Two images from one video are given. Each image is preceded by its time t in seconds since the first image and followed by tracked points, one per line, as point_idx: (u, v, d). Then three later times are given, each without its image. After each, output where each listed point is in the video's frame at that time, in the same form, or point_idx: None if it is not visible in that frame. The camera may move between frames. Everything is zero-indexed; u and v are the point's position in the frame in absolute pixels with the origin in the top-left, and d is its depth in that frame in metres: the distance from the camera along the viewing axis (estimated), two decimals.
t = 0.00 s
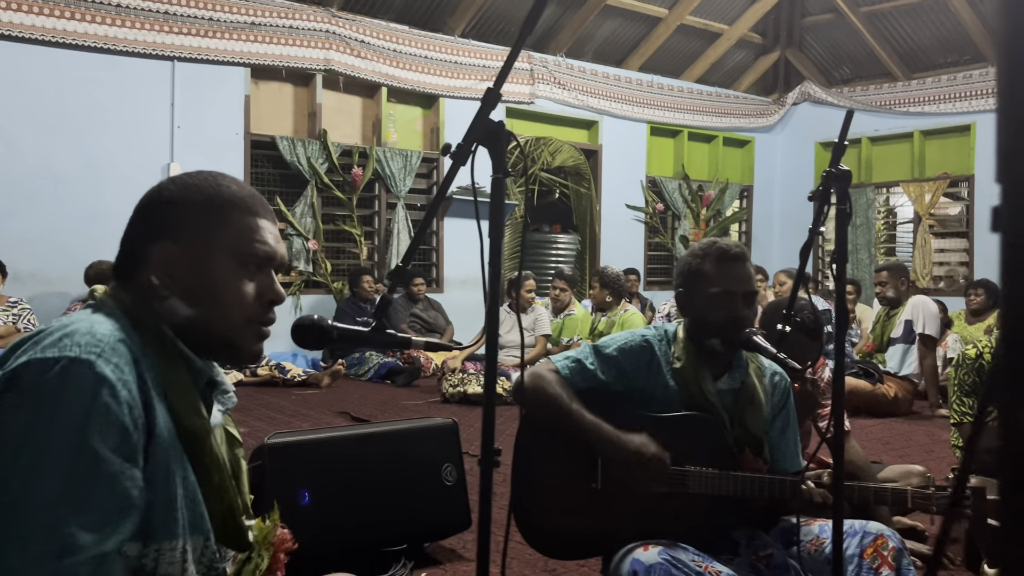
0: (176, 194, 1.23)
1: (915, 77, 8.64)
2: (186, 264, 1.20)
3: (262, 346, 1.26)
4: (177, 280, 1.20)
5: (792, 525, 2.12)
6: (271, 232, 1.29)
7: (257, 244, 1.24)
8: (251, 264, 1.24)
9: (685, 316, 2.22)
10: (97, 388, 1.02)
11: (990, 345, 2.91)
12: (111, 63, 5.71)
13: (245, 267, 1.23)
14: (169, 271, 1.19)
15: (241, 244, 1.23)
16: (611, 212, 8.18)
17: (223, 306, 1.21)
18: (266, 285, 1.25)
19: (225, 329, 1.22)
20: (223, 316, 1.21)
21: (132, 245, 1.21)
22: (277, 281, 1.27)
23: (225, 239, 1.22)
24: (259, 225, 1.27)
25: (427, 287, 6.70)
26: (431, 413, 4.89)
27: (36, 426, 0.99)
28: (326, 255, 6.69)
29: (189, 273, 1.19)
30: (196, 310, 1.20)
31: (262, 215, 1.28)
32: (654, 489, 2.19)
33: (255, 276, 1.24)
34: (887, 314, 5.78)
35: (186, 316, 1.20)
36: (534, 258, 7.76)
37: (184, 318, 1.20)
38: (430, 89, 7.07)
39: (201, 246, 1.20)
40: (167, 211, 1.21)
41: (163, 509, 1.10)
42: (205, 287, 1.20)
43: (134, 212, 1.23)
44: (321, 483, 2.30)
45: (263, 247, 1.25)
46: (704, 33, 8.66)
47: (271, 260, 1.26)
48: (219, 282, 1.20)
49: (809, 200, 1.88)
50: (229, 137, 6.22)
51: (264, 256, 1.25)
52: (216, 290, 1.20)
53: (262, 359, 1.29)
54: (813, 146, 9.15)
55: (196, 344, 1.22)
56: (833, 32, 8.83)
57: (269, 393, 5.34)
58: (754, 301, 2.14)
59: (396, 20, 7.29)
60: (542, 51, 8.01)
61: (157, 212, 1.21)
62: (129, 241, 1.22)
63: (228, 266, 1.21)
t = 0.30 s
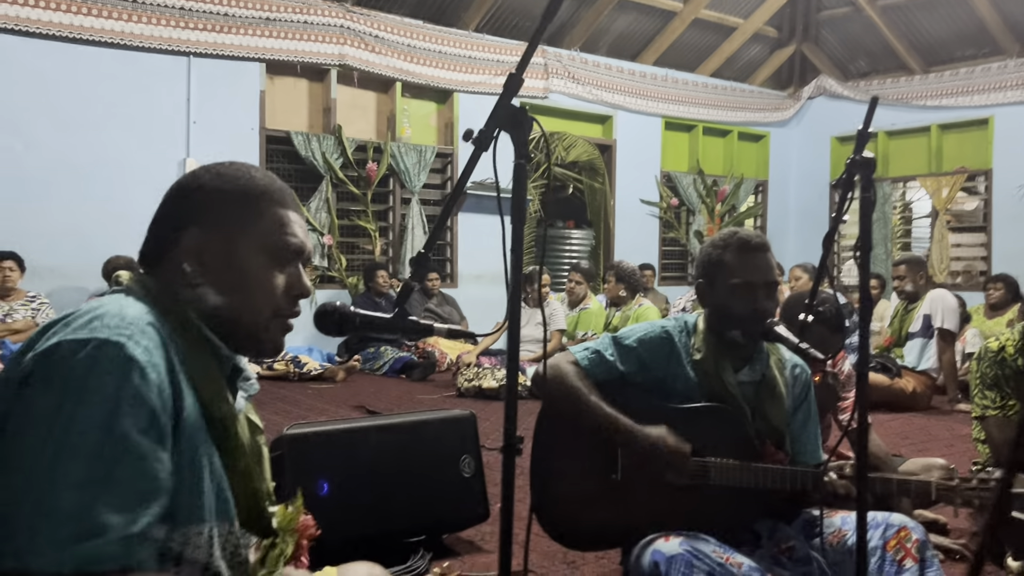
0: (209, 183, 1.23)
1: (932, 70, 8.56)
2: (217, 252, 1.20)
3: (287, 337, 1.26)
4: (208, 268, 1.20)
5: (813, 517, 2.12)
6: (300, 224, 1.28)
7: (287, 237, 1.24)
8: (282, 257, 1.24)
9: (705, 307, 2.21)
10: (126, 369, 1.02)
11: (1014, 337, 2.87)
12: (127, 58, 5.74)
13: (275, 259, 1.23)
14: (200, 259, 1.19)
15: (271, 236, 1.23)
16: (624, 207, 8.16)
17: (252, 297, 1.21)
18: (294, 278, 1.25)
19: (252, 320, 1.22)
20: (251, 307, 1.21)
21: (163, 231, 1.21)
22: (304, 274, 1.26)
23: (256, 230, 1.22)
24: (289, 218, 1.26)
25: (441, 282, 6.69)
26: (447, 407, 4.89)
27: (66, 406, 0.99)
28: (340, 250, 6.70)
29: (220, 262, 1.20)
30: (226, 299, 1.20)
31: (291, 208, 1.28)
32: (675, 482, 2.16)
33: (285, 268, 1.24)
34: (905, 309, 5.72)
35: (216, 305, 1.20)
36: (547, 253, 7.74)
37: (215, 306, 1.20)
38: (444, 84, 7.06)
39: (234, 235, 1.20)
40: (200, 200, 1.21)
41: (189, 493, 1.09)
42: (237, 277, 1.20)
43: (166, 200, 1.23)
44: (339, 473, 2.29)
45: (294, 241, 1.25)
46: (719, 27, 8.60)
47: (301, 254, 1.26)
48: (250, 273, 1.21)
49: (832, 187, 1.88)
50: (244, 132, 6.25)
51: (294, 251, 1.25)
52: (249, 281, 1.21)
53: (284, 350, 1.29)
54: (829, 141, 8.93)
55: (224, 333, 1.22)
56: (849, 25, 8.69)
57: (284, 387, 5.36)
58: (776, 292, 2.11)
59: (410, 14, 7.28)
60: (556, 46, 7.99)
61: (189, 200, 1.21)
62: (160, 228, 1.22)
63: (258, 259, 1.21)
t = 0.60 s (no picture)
0: (220, 164, 1.20)
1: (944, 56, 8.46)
2: (232, 234, 1.19)
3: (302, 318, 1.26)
4: (223, 251, 1.19)
5: (826, 504, 2.10)
6: (312, 203, 1.27)
7: (300, 217, 1.23)
8: (296, 237, 1.23)
9: (718, 293, 2.17)
10: (136, 352, 1.00)
11: None
12: (133, 44, 5.70)
13: (289, 239, 1.22)
14: (215, 241, 1.19)
15: (284, 217, 1.22)
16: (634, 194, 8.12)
17: (267, 278, 1.21)
18: (308, 258, 1.24)
19: (269, 302, 1.22)
20: (267, 289, 1.21)
21: (173, 215, 1.20)
22: (318, 254, 1.26)
23: (270, 211, 1.21)
24: (301, 197, 1.25)
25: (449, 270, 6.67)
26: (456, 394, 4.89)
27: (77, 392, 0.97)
28: (348, 238, 6.68)
29: (235, 244, 1.19)
30: (243, 282, 1.20)
31: (302, 187, 1.27)
32: (687, 468, 2.16)
33: (300, 249, 1.23)
34: (917, 296, 5.64)
35: (234, 288, 1.20)
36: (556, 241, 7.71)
37: (233, 290, 1.19)
38: (452, 70, 7.00)
39: (247, 217, 1.19)
40: (210, 181, 1.19)
41: (204, 478, 1.08)
42: (254, 259, 1.20)
43: (176, 182, 1.21)
44: (349, 461, 2.28)
45: (308, 221, 1.24)
46: (729, 13, 8.51)
47: (314, 234, 1.25)
48: (265, 254, 1.20)
49: (848, 171, 1.84)
50: (252, 119, 6.25)
51: (307, 231, 1.24)
52: (263, 263, 1.20)
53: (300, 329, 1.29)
54: (840, 128, 8.80)
55: (239, 316, 1.22)
56: (862, 11, 8.43)
57: (294, 375, 5.37)
58: (791, 278, 2.10)
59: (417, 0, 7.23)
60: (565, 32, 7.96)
61: (198, 180, 1.19)
62: (170, 212, 1.20)
63: (273, 240, 1.21)
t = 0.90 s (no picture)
0: (225, 142, 1.19)
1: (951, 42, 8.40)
2: (238, 214, 1.18)
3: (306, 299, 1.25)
4: (230, 231, 1.18)
5: (832, 489, 2.11)
6: (318, 183, 1.26)
7: (306, 198, 1.22)
8: (302, 219, 1.22)
9: (726, 277, 2.17)
10: (140, 332, 0.99)
11: None
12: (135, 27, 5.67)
13: (296, 221, 1.21)
14: (222, 221, 1.18)
15: (291, 197, 1.20)
16: (637, 181, 8.11)
17: (275, 260, 1.19)
18: (313, 240, 1.23)
19: (276, 283, 1.21)
20: (275, 270, 1.20)
21: (179, 194, 1.18)
22: (324, 237, 1.24)
23: (275, 191, 1.19)
24: (308, 178, 1.24)
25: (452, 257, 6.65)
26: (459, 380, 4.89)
27: (79, 372, 0.95)
28: (350, 225, 6.64)
29: (242, 225, 1.18)
30: (250, 263, 1.19)
31: (307, 166, 1.25)
32: (693, 455, 2.14)
33: (306, 231, 1.22)
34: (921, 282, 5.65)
35: (239, 268, 1.18)
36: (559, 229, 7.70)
37: (238, 270, 1.18)
38: (455, 56, 6.94)
39: (254, 196, 1.18)
40: (218, 160, 1.18)
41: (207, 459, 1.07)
42: (261, 240, 1.18)
43: (182, 161, 1.20)
44: (353, 444, 2.27)
45: (314, 200, 1.23)
46: None
47: (320, 215, 1.24)
48: (273, 235, 1.19)
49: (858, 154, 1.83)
50: (254, 105, 6.21)
51: (314, 210, 1.23)
52: (273, 244, 1.19)
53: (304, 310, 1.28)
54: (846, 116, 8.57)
55: (245, 297, 1.21)
56: None
57: (296, 361, 5.37)
58: (799, 263, 2.09)
59: None
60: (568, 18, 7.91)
61: (204, 159, 1.18)
62: (174, 191, 1.19)
63: (281, 220, 1.19)
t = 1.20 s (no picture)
0: (223, 126, 1.19)
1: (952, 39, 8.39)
2: (237, 198, 1.17)
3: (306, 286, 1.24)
4: (229, 215, 1.17)
5: (833, 484, 2.10)
6: (316, 167, 1.26)
7: (306, 181, 1.22)
8: (303, 203, 1.21)
9: (728, 270, 2.17)
10: (136, 315, 0.98)
11: None
12: (135, 20, 5.65)
13: (296, 205, 1.20)
14: (221, 205, 1.17)
15: (291, 181, 1.20)
16: (636, 176, 8.10)
17: (274, 244, 1.19)
18: (313, 224, 1.23)
19: (274, 269, 1.20)
20: (274, 255, 1.19)
21: (178, 179, 1.18)
22: (323, 220, 1.24)
23: (274, 174, 1.19)
24: (307, 162, 1.23)
25: (451, 252, 6.63)
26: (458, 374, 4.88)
27: (77, 354, 0.94)
28: (350, 218, 6.66)
29: (240, 208, 1.17)
30: (247, 247, 1.18)
31: (307, 150, 1.25)
32: (692, 446, 2.13)
33: (305, 215, 1.22)
34: (921, 279, 5.58)
35: (238, 253, 1.17)
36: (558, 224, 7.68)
37: (237, 254, 1.17)
38: (455, 50, 6.90)
39: (253, 180, 1.18)
40: (217, 143, 1.17)
41: (206, 445, 1.06)
42: (258, 224, 1.17)
43: (179, 145, 1.19)
44: (352, 436, 2.26)
45: (313, 184, 1.23)
46: None
47: (319, 199, 1.24)
48: (271, 220, 1.18)
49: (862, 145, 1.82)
50: (252, 97, 6.19)
51: (314, 195, 1.23)
52: (270, 228, 1.18)
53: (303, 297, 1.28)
54: (846, 111, 8.86)
55: (244, 283, 1.21)
56: None
57: (295, 354, 5.36)
58: (799, 255, 2.09)
59: None
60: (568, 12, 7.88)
61: (203, 142, 1.17)
62: (171, 176, 1.18)
63: (280, 204, 1.19)
